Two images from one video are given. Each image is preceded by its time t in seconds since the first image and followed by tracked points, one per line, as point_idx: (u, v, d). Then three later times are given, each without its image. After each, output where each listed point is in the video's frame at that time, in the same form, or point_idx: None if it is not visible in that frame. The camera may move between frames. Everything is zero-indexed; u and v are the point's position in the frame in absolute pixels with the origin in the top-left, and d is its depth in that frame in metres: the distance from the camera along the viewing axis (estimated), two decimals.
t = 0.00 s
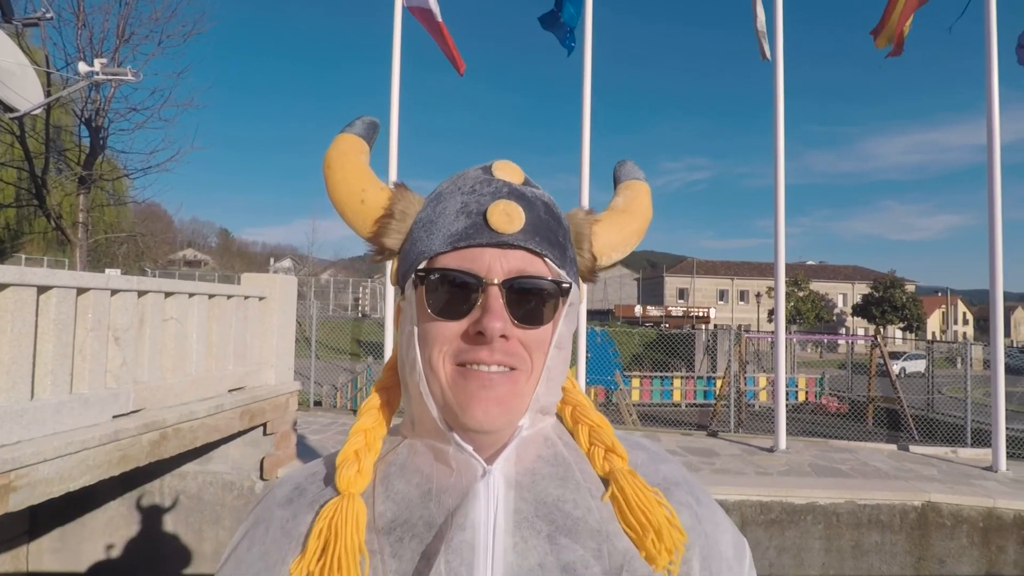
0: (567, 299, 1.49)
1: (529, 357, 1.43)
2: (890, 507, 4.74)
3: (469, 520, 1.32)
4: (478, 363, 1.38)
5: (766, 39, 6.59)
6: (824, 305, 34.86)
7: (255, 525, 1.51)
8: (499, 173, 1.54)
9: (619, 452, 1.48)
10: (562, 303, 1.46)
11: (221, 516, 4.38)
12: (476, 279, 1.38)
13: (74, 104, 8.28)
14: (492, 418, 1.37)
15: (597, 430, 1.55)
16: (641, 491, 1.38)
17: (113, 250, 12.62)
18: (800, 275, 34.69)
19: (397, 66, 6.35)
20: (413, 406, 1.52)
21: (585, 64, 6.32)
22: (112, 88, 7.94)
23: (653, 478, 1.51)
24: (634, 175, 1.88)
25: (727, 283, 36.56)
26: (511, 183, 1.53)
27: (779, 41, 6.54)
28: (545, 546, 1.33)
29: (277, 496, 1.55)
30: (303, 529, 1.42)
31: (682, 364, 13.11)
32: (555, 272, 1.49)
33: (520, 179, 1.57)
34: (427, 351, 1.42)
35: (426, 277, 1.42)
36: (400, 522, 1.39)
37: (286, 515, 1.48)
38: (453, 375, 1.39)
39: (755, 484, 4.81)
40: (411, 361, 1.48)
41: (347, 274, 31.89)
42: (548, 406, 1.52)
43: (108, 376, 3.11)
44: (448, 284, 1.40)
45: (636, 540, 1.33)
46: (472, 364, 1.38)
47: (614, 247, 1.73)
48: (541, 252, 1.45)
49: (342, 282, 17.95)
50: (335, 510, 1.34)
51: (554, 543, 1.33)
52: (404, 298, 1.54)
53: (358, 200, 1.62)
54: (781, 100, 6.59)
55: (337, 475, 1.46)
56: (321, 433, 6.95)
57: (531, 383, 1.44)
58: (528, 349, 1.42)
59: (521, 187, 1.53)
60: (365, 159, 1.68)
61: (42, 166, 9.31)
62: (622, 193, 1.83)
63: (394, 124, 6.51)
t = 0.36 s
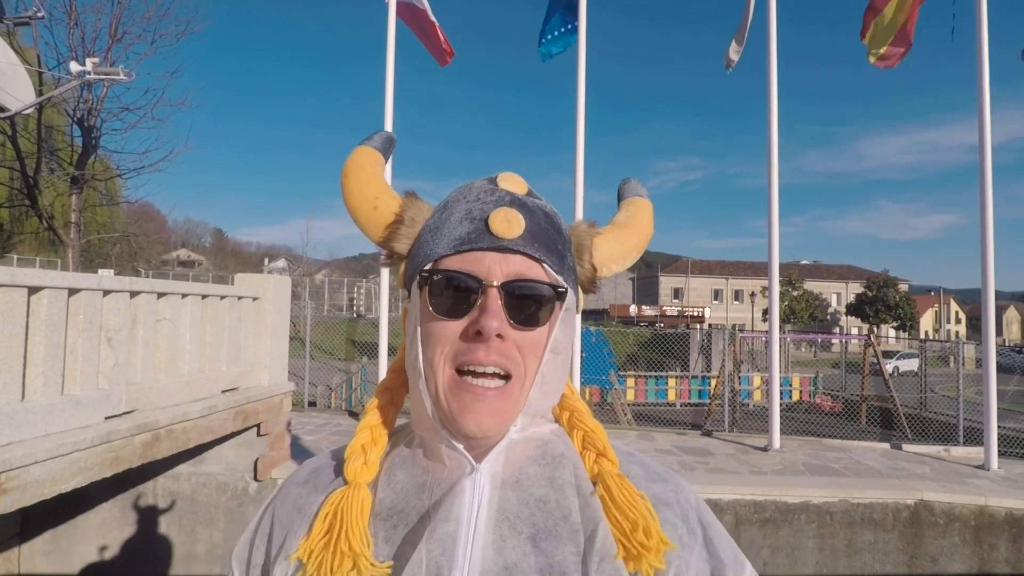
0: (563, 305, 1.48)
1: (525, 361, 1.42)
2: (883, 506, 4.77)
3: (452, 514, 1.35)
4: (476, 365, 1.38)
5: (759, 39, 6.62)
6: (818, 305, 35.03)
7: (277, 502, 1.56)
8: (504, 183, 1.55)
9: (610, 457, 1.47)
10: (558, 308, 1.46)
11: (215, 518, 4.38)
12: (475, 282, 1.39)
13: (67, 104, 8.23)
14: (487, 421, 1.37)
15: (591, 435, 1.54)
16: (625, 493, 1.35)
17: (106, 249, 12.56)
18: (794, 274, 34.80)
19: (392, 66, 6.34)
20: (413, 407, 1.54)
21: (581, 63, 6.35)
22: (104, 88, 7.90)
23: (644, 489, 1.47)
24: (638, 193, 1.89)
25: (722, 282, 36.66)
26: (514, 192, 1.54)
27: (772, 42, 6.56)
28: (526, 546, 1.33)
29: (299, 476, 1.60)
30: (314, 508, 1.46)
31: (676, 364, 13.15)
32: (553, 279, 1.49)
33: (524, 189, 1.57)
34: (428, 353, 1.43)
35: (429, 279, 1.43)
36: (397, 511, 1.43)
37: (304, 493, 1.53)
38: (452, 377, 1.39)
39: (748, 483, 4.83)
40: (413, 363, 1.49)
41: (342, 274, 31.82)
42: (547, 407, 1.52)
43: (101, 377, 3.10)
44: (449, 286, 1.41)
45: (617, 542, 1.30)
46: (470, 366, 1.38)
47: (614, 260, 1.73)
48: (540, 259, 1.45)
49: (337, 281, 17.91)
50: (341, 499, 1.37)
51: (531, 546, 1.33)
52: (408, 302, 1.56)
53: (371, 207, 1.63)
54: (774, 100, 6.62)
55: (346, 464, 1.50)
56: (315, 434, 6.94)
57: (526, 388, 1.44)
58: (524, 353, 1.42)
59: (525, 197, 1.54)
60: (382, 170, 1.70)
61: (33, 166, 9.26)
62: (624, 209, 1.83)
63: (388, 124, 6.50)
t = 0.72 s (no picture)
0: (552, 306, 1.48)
1: (513, 363, 1.42)
2: (876, 506, 4.80)
3: (443, 511, 1.37)
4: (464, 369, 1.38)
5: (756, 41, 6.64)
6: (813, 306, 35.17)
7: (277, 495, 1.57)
8: (491, 183, 1.54)
9: (605, 453, 1.47)
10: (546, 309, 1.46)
11: (209, 518, 4.37)
12: (463, 286, 1.39)
13: (61, 102, 8.20)
14: (475, 424, 1.37)
15: (586, 432, 1.54)
16: (621, 489, 1.35)
17: (100, 248, 12.51)
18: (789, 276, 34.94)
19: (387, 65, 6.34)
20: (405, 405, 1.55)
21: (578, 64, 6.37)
22: (98, 86, 7.88)
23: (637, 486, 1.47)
24: (634, 181, 1.85)
25: (717, 283, 36.78)
26: (502, 192, 1.53)
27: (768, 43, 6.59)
28: (512, 545, 1.34)
29: (299, 471, 1.61)
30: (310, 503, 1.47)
31: (672, 364, 13.18)
32: (541, 279, 1.49)
33: (512, 187, 1.56)
34: (418, 356, 1.44)
35: (417, 283, 1.43)
36: (392, 507, 1.44)
37: (302, 487, 1.53)
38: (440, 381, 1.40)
39: (743, 483, 4.85)
40: (405, 365, 1.50)
41: (337, 274, 31.77)
42: (540, 405, 1.53)
43: (95, 377, 3.09)
44: (438, 291, 1.41)
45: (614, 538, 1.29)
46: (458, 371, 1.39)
47: (607, 253, 1.73)
48: (527, 260, 1.45)
49: (333, 281, 17.89)
50: (334, 495, 1.38)
51: (519, 544, 1.33)
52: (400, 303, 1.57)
53: (362, 207, 1.63)
54: (770, 102, 6.65)
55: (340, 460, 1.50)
56: (310, 433, 6.92)
57: (514, 390, 1.44)
58: (512, 356, 1.42)
59: (513, 196, 1.53)
60: (372, 170, 1.70)
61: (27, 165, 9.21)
62: (620, 200, 1.81)
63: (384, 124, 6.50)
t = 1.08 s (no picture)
0: (558, 307, 1.49)
1: (519, 364, 1.43)
2: (873, 506, 4.82)
3: (450, 517, 1.37)
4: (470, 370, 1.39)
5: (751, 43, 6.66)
6: (809, 307, 35.25)
7: (269, 503, 1.58)
8: (496, 181, 1.56)
9: (609, 457, 1.49)
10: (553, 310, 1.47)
11: (207, 519, 4.36)
12: (468, 287, 1.40)
13: (57, 103, 8.19)
14: (480, 426, 1.38)
15: (589, 437, 1.56)
16: (628, 495, 1.36)
17: (96, 250, 12.49)
18: (786, 276, 35.01)
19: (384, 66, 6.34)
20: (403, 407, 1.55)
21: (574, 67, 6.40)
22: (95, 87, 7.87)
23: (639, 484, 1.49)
24: (637, 179, 1.88)
25: (714, 284, 36.85)
26: (506, 191, 1.55)
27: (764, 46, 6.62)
28: (520, 548, 1.34)
29: (290, 474, 1.62)
30: (305, 508, 1.47)
31: (669, 365, 13.20)
32: (547, 281, 1.50)
33: (516, 185, 1.58)
34: (422, 357, 1.44)
35: (420, 284, 1.44)
36: (392, 510, 1.45)
37: (296, 492, 1.54)
38: (447, 381, 1.41)
39: (740, 484, 4.87)
40: (408, 367, 1.51)
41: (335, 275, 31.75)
42: (542, 407, 1.54)
43: (92, 377, 3.09)
44: (442, 292, 1.42)
45: (624, 543, 1.31)
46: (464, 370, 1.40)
47: (613, 253, 1.76)
48: (533, 260, 1.46)
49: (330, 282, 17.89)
50: (330, 501, 1.39)
51: (527, 548, 1.34)
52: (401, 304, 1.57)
53: (360, 205, 1.64)
54: (766, 104, 6.67)
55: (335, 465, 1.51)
56: (308, 434, 6.92)
57: (521, 390, 1.45)
58: (518, 357, 1.43)
59: (517, 195, 1.55)
60: (369, 165, 1.70)
61: (23, 166, 9.20)
62: (624, 198, 1.83)
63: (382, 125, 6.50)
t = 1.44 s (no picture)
0: (529, 303, 1.50)
1: (496, 364, 1.44)
2: (872, 505, 4.83)
3: (441, 511, 1.40)
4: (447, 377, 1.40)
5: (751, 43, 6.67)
6: (809, 306, 35.31)
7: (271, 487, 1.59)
8: (451, 184, 1.55)
9: (589, 446, 1.45)
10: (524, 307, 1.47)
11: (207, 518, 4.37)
12: (436, 298, 1.41)
13: (56, 103, 8.19)
14: (464, 432, 1.39)
15: (571, 427, 1.52)
16: (607, 482, 1.33)
17: (96, 249, 12.48)
18: (786, 276, 35.04)
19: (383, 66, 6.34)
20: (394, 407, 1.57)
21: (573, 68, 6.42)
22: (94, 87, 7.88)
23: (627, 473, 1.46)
24: (603, 150, 1.85)
25: (713, 283, 36.89)
26: (462, 192, 1.54)
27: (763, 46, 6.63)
28: (509, 542, 1.35)
29: (297, 461, 1.64)
30: (311, 496, 1.50)
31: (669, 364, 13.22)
32: (516, 278, 1.50)
33: (472, 184, 1.57)
34: (399, 368, 1.46)
35: (389, 299, 1.45)
36: (393, 504, 1.48)
37: (302, 480, 1.56)
38: (425, 389, 1.42)
39: (739, 483, 4.88)
40: (389, 377, 1.53)
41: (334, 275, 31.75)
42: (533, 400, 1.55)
43: (93, 377, 3.09)
44: (412, 305, 1.44)
45: (607, 532, 1.29)
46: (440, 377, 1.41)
47: (582, 233, 1.76)
48: (497, 261, 1.46)
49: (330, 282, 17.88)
50: (334, 495, 1.40)
51: (516, 541, 1.35)
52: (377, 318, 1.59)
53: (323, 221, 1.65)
54: (765, 104, 6.69)
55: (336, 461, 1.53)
56: (307, 434, 6.93)
57: (502, 388, 1.45)
58: (494, 357, 1.43)
59: (474, 195, 1.54)
60: (329, 177, 1.70)
61: (22, 166, 9.19)
62: (590, 173, 1.82)
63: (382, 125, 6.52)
